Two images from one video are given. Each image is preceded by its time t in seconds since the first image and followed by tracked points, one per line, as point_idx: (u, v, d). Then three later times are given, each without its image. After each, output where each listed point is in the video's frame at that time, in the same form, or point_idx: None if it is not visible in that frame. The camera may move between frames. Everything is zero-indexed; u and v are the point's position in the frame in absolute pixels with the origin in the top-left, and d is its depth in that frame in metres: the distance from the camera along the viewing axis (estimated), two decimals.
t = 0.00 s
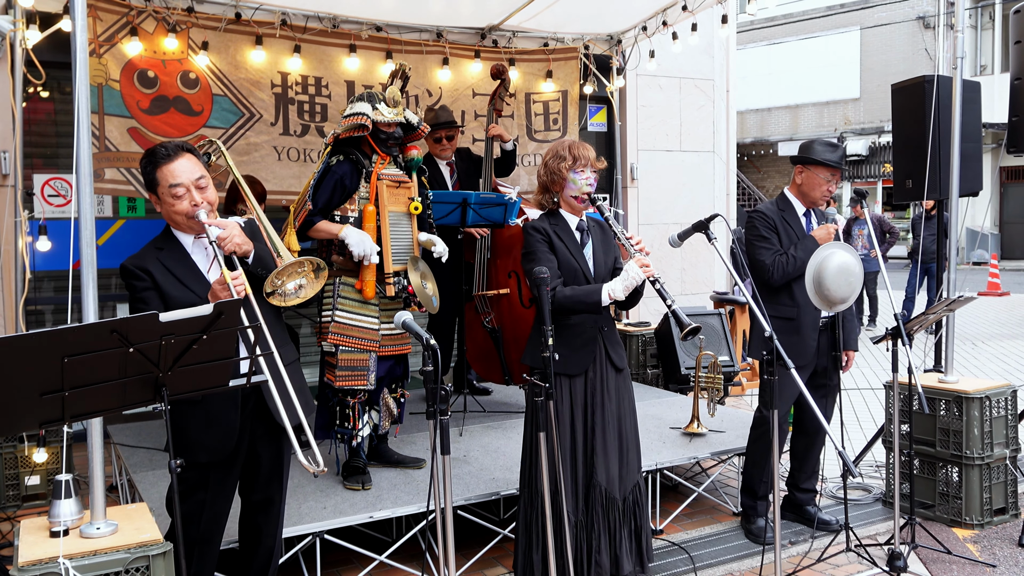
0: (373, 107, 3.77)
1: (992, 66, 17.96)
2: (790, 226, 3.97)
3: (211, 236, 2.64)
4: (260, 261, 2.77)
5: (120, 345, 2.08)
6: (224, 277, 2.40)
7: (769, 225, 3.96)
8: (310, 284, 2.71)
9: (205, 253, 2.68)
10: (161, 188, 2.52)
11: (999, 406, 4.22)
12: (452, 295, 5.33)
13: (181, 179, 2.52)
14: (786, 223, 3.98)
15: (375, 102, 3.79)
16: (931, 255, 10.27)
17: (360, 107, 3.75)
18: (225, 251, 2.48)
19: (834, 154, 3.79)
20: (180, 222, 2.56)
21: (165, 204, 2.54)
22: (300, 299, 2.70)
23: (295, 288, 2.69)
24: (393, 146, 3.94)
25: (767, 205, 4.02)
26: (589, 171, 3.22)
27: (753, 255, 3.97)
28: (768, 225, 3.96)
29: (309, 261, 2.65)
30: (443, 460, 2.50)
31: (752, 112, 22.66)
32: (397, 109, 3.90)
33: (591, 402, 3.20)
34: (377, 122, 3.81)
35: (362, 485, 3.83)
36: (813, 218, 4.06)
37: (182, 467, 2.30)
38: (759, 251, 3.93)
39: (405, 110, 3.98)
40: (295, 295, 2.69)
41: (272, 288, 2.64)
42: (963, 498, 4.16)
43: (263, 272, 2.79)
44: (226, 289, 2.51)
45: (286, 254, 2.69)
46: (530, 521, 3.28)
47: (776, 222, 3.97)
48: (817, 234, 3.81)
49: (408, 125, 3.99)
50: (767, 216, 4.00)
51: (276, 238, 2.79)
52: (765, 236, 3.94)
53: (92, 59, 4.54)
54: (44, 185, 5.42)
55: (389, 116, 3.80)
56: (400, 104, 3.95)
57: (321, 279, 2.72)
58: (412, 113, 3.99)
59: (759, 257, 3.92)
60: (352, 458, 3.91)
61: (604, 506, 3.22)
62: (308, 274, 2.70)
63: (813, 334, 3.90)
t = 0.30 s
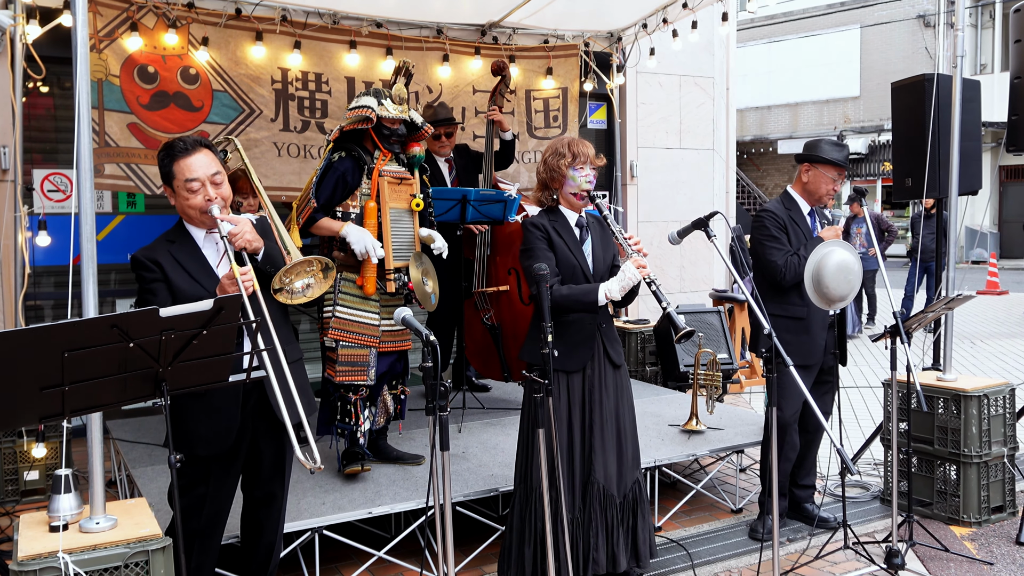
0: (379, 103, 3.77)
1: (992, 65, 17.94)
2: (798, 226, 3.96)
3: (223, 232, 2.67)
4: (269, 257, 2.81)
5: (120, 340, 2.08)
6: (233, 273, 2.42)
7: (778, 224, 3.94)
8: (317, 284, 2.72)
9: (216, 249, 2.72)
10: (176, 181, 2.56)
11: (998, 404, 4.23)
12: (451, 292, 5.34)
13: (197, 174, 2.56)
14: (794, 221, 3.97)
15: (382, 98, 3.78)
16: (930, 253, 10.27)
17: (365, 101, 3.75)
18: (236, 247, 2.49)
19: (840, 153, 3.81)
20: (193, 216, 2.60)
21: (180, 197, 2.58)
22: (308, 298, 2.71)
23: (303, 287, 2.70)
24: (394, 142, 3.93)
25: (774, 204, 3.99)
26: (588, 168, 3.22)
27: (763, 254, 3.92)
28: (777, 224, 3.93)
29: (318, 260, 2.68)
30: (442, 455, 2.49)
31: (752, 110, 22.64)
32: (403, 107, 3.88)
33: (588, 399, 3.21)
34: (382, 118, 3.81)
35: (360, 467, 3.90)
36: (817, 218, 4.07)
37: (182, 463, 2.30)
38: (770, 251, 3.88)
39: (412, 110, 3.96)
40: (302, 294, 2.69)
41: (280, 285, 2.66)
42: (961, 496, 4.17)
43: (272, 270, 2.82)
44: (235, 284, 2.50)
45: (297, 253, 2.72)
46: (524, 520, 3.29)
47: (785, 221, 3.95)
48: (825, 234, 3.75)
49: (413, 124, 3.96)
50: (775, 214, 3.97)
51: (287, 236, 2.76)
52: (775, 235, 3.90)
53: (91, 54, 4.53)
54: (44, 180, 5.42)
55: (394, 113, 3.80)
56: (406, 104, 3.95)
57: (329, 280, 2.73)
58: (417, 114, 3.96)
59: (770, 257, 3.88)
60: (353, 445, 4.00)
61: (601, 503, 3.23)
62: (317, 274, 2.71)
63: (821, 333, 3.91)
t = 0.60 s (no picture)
0: (394, 101, 3.80)
1: (993, 63, 17.93)
2: (800, 221, 3.96)
3: (232, 224, 2.69)
4: (275, 257, 2.83)
5: (121, 333, 2.09)
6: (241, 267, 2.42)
7: (781, 219, 3.93)
8: (321, 286, 2.75)
9: (222, 239, 2.72)
10: (196, 169, 2.60)
11: (997, 401, 4.24)
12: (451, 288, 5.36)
13: (218, 165, 2.60)
14: (797, 217, 3.97)
15: (398, 98, 3.82)
16: (930, 251, 10.28)
17: (382, 97, 3.79)
18: (245, 240, 2.50)
19: (843, 148, 3.80)
20: (207, 205, 2.63)
21: (197, 185, 2.61)
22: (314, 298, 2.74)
23: (308, 287, 2.73)
24: (400, 143, 3.93)
25: (777, 199, 3.99)
26: (588, 165, 3.23)
27: (764, 249, 3.92)
28: (780, 219, 3.93)
29: (325, 260, 2.71)
30: (442, 450, 2.50)
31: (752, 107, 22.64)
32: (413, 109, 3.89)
33: (587, 396, 3.21)
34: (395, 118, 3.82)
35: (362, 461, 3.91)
36: (820, 214, 4.08)
37: (182, 456, 2.30)
38: (771, 246, 3.89)
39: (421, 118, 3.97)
40: (305, 294, 2.73)
41: (284, 283, 2.70)
42: (959, 492, 4.18)
43: (276, 269, 2.83)
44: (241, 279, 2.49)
45: (303, 253, 2.76)
46: (521, 514, 3.31)
47: (787, 216, 3.95)
48: (828, 229, 3.76)
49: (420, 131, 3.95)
50: (777, 209, 3.97)
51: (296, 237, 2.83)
52: (777, 230, 3.90)
53: (92, 49, 4.53)
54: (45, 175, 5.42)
55: (406, 113, 3.81)
56: (418, 105, 3.94)
57: (335, 281, 2.75)
58: (425, 121, 3.95)
59: (772, 252, 3.88)
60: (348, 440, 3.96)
61: (600, 498, 3.24)
62: (323, 274, 2.74)
63: (821, 329, 3.92)
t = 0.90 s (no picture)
0: (397, 100, 3.79)
1: (992, 58, 17.90)
2: (795, 212, 3.97)
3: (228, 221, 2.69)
4: (270, 260, 2.79)
5: (120, 326, 2.09)
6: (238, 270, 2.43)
7: (773, 210, 3.98)
8: (314, 293, 2.83)
9: (217, 234, 2.73)
10: (198, 167, 2.59)
11: (995, 395, 4.25)
12: (450, 282, 5.37)
13: (219, 164, 2.59)
14: (793, 209, 3.98)
15: (399, 96, 3.82)
16: (929, 246, 10.28)
17: (385, 95, 3.77)
18: (242, 241, 2.51)
19: (835, 139, 3.81)
20: (205, 201, 2.62)
21: (197, 181, 2.60)
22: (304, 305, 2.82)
23: (301, 293, 2.81)
24: (400, 139, 3.96)
25: (773, 191, 4.03)
26: (587, 159, 3.22)
27: (756, 239, 3.98)
28: (772, 210, 3.98)
29: (320, 274, 2.75)
30: (441, 445, 2.50)
31: (752, 102, 22.62)
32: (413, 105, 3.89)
33: (583, 390, 3.22)
34: (397, 116, 3.83)
35: (361, 470, 3.84)
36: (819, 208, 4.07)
37: (181, 451, 2.31)
38: (761, 236, 3.95)
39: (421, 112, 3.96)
40: (299, 300, 2.80)
41: (279, 294, 2.75)
42: (957, 486, 4.19)
43: (271, 273, 2.81)
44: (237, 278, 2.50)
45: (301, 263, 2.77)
46: (521, 508, 3.32)
47: (780, 207, 3.98)
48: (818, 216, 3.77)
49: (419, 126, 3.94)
50: (772, 201, 4.01)
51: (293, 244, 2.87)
52: (768, 220, 3.96)
53: (90, 43, 4.56)
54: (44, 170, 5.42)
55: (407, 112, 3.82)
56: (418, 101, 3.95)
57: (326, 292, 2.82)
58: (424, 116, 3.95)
59: (762, 241, 3.94)
60: (351, 444, 3.93)
61: (596, 492, 3.24)
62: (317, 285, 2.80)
63: (811, 320, 3.91)
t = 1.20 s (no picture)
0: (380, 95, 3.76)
1: (992, 52, 17.88)
2: (789, 204, 3.99)
3: (219, 217, 2.71)
4: (261, 258, 2.88)
5: (121, 321, 2.09)
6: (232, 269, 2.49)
7: (764, 204, 4.04)
8: (306, 293, 2.82)
9: (206, 230, 2.74)
10: (191, 163, 2.58)
11: (994, 388, 4.26)
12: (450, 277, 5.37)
13: (213, 161, 2.59)
14: (786, 202, 4.01)
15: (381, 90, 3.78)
16: (929, 240, 10.28)
17: (367, 93, 3.71)
18: (235, 240, 2.56)
19: (809, 128, 3.83)
20: (197, 197, 2.63)
21: (189, 177, 2.60)
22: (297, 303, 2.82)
23: (293, 292, 2.81)
24: (394, 133, 3.93)
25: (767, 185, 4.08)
26: (585, 152, 3.22)
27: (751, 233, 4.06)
28: (764, 204, 4.04)
29: (311, 278, 2.71)
30: (442, 438, 2.50)
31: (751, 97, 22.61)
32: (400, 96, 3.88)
33: (582, 384, 3.22)
34: (383, 109, 3.81)
35: (362, 464, 3.85)
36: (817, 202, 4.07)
37: (182, 444, 2.31)
38: (754, 230, 4.02)
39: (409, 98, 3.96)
40: (293, 298, 2.81)
41: (273, 297, 2.73)
42: (957, 480, 4.19)
43: (262, 270, 2.90)
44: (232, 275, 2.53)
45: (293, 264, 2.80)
46: (521, 502, 3.32)
47: (773, 200, 4.02)
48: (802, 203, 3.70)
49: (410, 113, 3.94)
50: (767, 195, 4.06)
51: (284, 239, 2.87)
52: (760, 215, 4.03)
53: (90, 39, 4.56)
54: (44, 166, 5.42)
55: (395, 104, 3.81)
56: (404, 92, 3.94)
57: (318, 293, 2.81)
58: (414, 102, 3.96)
59: (754, 235, 4.01)
60: (352, 438, 3.93)
61: (595, 486, 3.25)
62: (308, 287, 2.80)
63: (803, 313, 3.91)
